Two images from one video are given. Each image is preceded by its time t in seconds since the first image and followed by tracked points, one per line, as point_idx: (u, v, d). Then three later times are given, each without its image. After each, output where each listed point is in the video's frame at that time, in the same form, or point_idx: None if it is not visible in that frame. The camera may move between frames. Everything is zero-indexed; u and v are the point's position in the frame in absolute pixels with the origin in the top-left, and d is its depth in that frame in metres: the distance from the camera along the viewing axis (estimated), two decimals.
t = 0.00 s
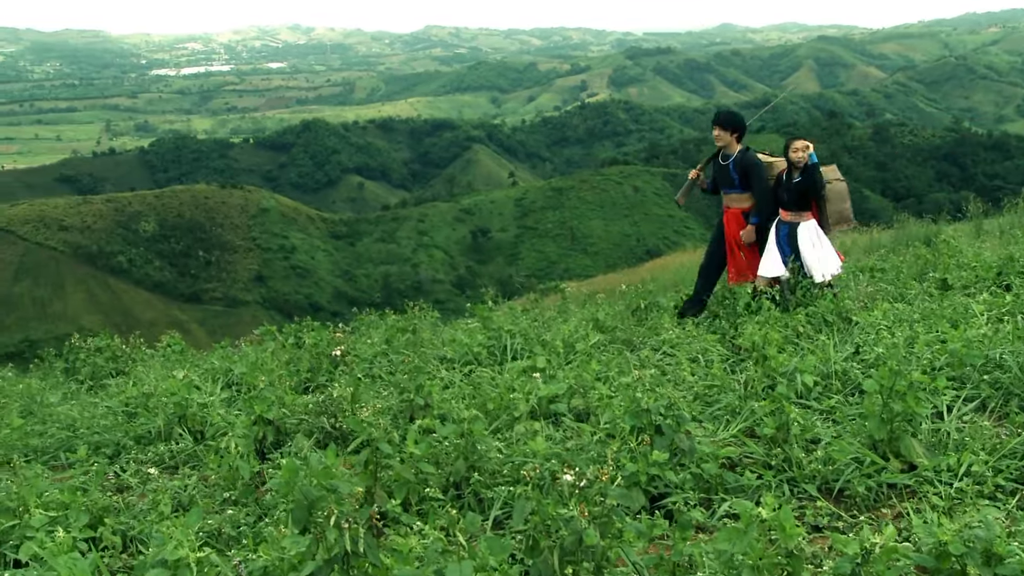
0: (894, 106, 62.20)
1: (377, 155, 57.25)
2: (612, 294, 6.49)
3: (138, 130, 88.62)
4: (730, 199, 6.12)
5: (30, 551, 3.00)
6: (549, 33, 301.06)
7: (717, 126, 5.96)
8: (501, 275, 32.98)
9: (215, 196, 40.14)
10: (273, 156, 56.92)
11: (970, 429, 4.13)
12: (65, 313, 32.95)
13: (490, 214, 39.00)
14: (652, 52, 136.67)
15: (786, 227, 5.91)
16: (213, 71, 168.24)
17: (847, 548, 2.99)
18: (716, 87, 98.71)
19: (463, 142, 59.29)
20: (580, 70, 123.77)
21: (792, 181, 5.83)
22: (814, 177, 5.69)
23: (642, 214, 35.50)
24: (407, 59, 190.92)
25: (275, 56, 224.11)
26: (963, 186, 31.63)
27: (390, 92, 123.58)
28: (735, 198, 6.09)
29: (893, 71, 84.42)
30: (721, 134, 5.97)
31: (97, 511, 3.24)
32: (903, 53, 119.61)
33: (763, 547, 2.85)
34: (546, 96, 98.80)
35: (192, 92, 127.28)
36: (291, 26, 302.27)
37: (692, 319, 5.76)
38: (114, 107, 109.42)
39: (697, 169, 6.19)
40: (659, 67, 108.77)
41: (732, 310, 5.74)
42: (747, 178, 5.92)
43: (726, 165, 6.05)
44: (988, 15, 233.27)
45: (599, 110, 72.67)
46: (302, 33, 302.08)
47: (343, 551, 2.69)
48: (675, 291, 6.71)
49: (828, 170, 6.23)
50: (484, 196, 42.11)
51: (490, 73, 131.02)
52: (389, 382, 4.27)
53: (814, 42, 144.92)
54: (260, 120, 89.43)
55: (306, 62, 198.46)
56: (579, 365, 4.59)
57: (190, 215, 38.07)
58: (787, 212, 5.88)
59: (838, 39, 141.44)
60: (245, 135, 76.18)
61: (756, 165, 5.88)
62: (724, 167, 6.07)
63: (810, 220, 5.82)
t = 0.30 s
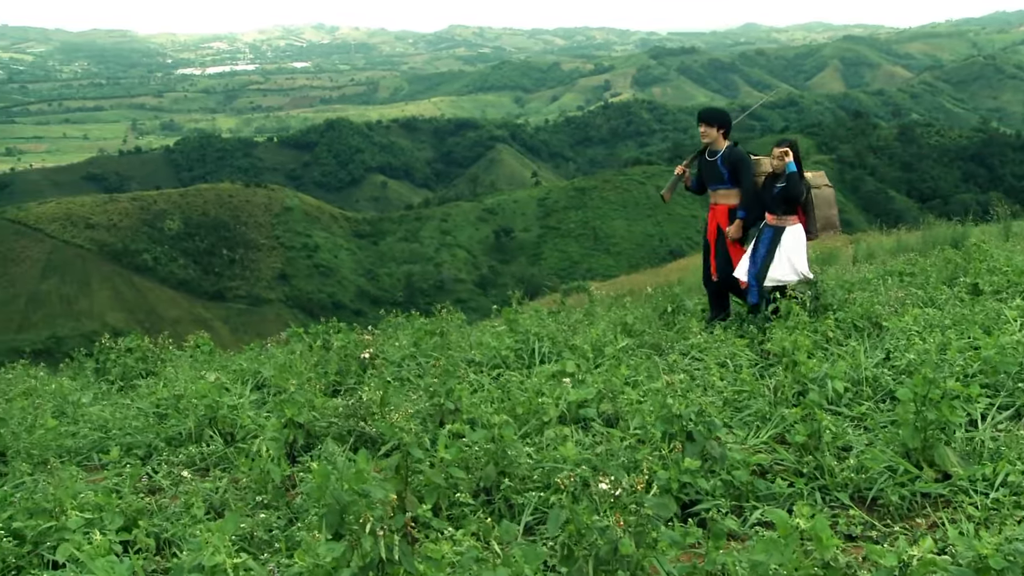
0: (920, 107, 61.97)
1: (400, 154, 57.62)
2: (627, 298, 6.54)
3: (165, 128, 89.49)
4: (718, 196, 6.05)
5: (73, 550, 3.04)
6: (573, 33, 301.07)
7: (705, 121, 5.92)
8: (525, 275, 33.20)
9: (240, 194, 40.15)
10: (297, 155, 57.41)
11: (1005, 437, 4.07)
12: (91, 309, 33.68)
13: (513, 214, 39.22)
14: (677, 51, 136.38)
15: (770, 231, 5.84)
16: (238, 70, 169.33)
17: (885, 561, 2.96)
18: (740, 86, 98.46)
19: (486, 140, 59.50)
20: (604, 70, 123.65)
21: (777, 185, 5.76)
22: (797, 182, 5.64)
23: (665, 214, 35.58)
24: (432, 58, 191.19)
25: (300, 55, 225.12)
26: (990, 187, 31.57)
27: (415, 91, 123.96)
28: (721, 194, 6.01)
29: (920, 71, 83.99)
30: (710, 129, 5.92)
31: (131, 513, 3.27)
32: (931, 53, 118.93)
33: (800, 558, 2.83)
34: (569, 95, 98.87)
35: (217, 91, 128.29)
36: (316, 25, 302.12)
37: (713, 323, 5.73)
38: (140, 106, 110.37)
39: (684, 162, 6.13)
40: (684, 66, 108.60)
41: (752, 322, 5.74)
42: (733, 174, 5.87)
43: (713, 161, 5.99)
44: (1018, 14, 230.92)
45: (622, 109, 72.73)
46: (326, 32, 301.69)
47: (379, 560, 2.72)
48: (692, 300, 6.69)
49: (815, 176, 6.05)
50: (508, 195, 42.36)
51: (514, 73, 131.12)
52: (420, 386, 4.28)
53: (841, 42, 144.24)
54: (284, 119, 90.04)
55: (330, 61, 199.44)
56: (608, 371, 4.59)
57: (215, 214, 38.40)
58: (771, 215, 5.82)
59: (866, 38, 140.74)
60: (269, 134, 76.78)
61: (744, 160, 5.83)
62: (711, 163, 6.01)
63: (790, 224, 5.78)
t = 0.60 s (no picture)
0: (947, 108, 61.92)
1: (425, 154, 58.15)
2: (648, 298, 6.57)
3: (193, 127, 90.56)
4: (712, 205, 5.61)
5: (110, 553, 3.06)
6: (599, 33, 301.57)
7: (701, 127, 5.41)
8: (549, 274, 33.44)
9: (266, 193, 40.89)
10: (323, 154, 58.07)
11: None
12: (118, 306, 34.24)
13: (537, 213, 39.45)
14: (704, 50, 136.39)
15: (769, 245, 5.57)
16: (264, 70, 170.86)
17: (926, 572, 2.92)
18: (766, 85, 98.50)
19: (511, 140, 59.94)
20: (630, 69, 123.80)
21: (774, 198, 5.44)
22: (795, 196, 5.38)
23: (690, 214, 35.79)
24: (458, 57, 192.29)
25: (325, 54, 226.54)
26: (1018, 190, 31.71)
27: (440, 90, 124.76)
28: (717, 204, 5.58)
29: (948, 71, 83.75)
30: (705, 136, 5.42)
31: (167, 516, 3.29)
32: (961, 53, 118.58)
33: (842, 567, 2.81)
34: (595, 96, 99.33)
35: (243, 90, 129.56)
36: (342, 24, 302.38)
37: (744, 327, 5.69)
38: (168, 104, 111.60)
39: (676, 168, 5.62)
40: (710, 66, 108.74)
41: (779, 329, 5.68)
42: (732, 187, 5.42)
43: (708, 169, 5.53)
44: None
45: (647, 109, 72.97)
46: (353, 31, 302.17)
47: (417, 567, 2.74)
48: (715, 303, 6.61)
49: (811, 185, 5.75)
50: (532, 194, 42.56)
51: (540, 72, 131.63)
52: (449, 390, 4.29)
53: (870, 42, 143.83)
54: (310, 118, 90.87)
55: (357, 61, 200.66)
56: (639, 376, 4.60)
57: (241, 213, 39.22)
58: (769, 229, 5.52)
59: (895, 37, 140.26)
60: (295, 133, 77.61)
61: (740, 171, 5.38)
62: (707, 171, 5.54)
63: (783, 241, 5.47)
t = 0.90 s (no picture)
0: (978, 108, 61.59)
1: (451, 154, 58.59)
2: (675, 299, 6.65)
3: (220, 125, 91.43)
4: (696, 212, 5.77)
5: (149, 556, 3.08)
6: (625, 32, 301.07)
7: (681, 137, 5.57)
8: (573, 274, 33.49)
9: (292, 193, 42.22)
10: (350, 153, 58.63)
11: None
12: (147, 303, 34.75)
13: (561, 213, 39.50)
14: (731, 50, 135.97)
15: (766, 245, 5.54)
16: (291, 69, 171.98)
17: None
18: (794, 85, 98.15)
19: (537, 139, 60.27)
20: (657, 69, 123.59)
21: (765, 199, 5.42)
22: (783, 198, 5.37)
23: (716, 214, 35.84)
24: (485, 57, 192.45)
25: (351, 53, 227.25)
26: None
27: (466, 90, 125.06)
28: (701, 211, 5.73)
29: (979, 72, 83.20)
30: (685, 147, 5.58)
31: (203, 519, 3.29)
32: (994, 52, 117.66)
33: None
34: (621, 95, 99.43)
35: (271, 89, 130.59)
36: (369, 24, 302.23)
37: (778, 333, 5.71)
38: (197, 103, 112.56)
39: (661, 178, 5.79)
40: (737, 66, 108.47)
41: (805, 331, 5.69)
42: (714, 195, 5.55)
43: (693, 178, 5.67)
44: None
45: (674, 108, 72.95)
46: (380, 31, 302.02)
47: None
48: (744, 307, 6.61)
49: (809, 183, 5.74)
50: (557, 195, 42.76)
51: (567, 71, 131.75)
52: (482, 394, 4.28)
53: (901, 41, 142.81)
54: (337, 117, 91.52)
55: (384, 60, 201.27)
56: (671, 382, 4.58)
57: (268, 211, 40.54)
58: (763, 229, 5.52)
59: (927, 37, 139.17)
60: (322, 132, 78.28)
61: (723, 180, 5.52)
62: (691, 179, 5.68)
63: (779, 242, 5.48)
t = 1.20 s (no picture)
0: (1008, 109, 61.35)
1: (475, 153, 58.99)
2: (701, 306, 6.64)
3: (247, 124, 92.41)
4: (689, 218, 5.59)
5: (186, 561, 3.09)
6: (651, 32, 301.33)
7: (667, 143, 5.42)
8: (597, 272, 33.64)
9: (317, 192, 42.64)
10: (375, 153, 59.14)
11: None
12: (173, 300, 35.25)
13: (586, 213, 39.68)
14: (757, 49, 135.79)
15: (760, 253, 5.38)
16: (317, 69, 172.87)
17: None
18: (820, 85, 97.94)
19: (562, 139, 60.61)
20: (683, 68, 123.50)
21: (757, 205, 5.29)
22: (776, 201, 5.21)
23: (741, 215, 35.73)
24: (510, 56, 192.95)
25: (376, 52, 228.40)
26: None
27: (491, 89, 125.47)
28: (693, 218, 5.56)
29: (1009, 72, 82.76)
30: (672, 151, 5.42)
31: (236, 524, 3.29)
32: None
33: None
34: (646, 95, 99.62)
35: (298, 89, 131.43)
36: (395, 24, 302.25)
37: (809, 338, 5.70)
38: (224, 102, 113.69)
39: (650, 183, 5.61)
40: (764, 65, 108.35)
41: (834, 338, 5.65)
42: (703, 199, 5.39)
43: (682, 185, 5.50)
44: None
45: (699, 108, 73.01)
46: (405, 30, 302.18)
47: None
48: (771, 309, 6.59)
49: (803, 191, 5.52)
50: (582, 195, 42.95)
51: (592, 71, 131.96)
52: (512, 400, 4.27)
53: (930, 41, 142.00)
54: (363, 117, 92.24)
55: (410, 59, 202.33)
56: (703, 388, 4.55)
57: (293, 210, 40.97)
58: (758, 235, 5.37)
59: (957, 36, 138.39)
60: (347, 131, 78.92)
61: (712, 184, 5.35)
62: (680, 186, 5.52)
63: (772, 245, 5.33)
